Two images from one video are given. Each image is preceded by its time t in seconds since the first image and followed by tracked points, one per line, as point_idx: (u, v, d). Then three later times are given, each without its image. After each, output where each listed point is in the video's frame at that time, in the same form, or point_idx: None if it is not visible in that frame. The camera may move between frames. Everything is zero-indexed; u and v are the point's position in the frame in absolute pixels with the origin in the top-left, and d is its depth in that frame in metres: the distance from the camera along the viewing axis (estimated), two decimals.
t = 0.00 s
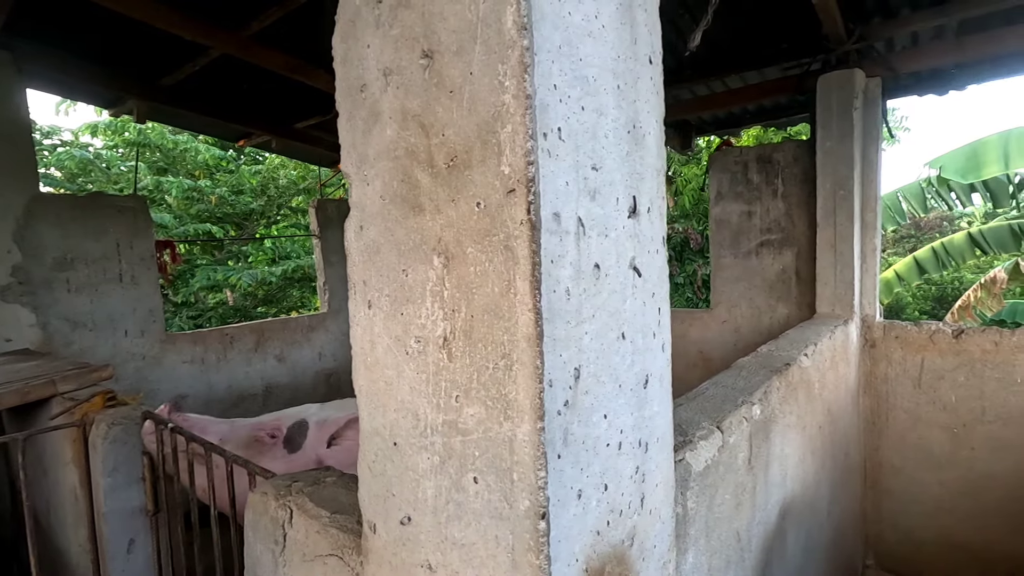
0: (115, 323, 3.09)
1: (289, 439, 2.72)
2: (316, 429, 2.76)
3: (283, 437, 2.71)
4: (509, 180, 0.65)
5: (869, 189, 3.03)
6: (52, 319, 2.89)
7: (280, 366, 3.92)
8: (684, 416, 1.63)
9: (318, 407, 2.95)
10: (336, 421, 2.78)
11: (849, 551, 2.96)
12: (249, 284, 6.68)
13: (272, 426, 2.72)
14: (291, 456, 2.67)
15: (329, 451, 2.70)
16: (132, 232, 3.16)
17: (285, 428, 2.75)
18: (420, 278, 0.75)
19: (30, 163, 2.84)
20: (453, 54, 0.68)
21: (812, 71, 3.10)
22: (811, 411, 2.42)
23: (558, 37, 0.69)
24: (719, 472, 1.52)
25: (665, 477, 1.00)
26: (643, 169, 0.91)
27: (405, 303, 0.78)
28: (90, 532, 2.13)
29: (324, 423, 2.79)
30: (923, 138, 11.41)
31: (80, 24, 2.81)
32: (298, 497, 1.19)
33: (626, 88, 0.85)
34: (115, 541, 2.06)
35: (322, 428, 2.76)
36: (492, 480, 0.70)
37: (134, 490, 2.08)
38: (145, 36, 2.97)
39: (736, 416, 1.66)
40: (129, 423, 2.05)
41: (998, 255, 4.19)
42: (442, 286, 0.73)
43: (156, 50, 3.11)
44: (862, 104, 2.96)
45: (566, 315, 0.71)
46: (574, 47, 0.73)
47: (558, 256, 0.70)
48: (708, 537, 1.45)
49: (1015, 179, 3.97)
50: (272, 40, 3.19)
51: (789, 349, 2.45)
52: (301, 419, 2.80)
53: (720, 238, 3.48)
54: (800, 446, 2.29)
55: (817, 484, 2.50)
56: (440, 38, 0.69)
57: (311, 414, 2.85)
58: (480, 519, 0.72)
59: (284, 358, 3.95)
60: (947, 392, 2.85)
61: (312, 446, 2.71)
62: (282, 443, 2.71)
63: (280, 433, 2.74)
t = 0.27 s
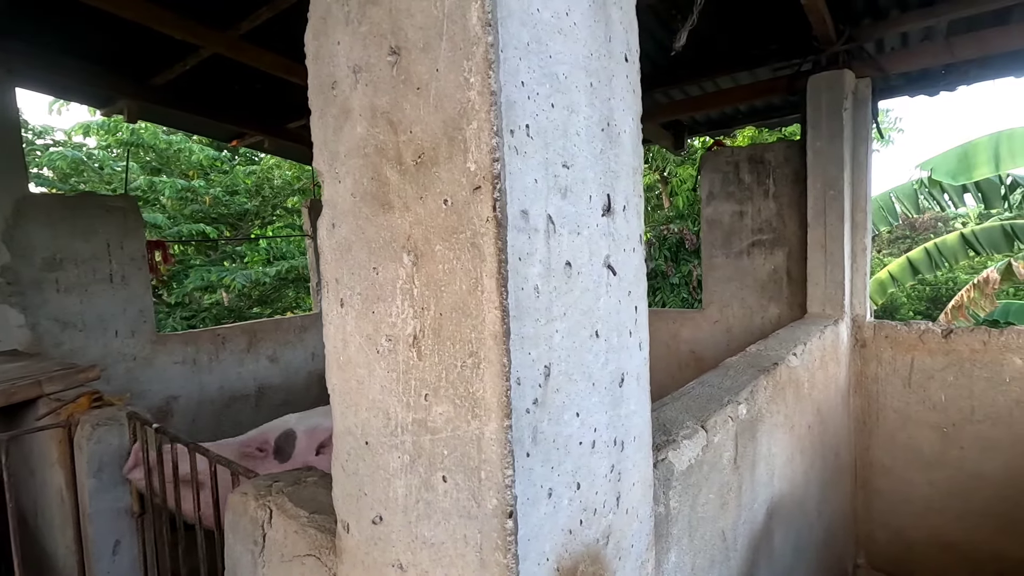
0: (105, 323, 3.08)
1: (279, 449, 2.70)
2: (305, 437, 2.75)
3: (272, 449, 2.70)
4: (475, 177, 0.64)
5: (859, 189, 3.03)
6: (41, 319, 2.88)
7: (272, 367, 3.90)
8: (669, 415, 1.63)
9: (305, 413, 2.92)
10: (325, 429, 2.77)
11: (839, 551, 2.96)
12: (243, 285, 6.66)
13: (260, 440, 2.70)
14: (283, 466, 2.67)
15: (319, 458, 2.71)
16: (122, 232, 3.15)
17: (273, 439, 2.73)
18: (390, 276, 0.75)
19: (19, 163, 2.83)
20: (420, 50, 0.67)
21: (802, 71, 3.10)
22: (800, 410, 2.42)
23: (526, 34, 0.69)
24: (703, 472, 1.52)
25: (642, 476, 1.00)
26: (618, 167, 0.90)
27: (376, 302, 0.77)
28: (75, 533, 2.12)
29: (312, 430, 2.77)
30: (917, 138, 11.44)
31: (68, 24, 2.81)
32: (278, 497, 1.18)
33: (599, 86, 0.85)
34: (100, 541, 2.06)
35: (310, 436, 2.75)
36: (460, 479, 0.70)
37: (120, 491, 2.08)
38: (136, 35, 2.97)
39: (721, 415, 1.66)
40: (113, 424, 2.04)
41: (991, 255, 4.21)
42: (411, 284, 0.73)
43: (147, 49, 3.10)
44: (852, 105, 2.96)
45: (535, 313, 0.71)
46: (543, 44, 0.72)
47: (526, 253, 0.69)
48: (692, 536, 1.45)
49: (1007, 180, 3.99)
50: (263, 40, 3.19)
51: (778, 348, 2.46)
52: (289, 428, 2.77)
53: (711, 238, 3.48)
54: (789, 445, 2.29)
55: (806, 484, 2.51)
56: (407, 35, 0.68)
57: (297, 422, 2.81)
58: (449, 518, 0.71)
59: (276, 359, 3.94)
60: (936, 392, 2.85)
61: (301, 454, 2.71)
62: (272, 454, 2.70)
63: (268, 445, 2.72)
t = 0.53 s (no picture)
0: (100, 324, 3.07)
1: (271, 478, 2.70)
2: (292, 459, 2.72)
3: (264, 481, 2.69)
4: (468, 177, 0.64)
5: (854, 190, 3.04)
6: (36, 320, 2.86)
7: (269, 368, 3.89)
8: (665, 416, 1.63)
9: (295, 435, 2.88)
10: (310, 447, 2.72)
11: (834, 550, 2.97)
12: (239, 286, 6.64)
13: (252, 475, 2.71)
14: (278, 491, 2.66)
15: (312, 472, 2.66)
16: (117, 233, 3.14)
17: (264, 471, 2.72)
18: (383, 277, 0.75)
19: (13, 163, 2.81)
20: (413, 50, 0.67)
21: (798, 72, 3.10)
22: (795, 410, 2.42)
23: (519, 34, 0.69)
24: (699, 472, 1.52)
25: (637, 477, 1.00)
26: (613, 167, 0.90)
27: (369, 302, 0.77)
28: (68, 536, 2.11)
29: (300, 451, 2.73)
30: (912, 139, 11.49)
31: (64, 23, 2.79)
32: (272, 499, 1.17)
33: (593, 87, 0.85)
34: (93, 544, 2.05)
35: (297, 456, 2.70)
36: (454, 480, 0.70)
37: (113, 493, 2.07)
38: (132, 35, 2.96)
39: (716, 415, 1.66)
40: (107, 426, 2.04)
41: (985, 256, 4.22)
42: (405, 285, 0.72)
43: (143, 49, 3.09)
44: (847, 106, 2.97)
45: (529, 313, 0.71)
46: (537, 44, 0.72)
47: (520, 254, 0.69)
48: (688, 536, 1.45)
49: (1000, 181, 4.00)
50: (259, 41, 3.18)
51: (774, 348, 2.46)
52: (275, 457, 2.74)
53: (708, 238, 3.48)
54: (784, 444, 2.30)
55: (802, 483, 2.51)
56: (400, 34, 0.68)
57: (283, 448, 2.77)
58: (442, 519, 0.71)
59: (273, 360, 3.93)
60: (931, 391, 2.86)
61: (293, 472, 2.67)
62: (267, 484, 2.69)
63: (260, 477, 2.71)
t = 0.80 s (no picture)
0: (73, 327, 3.01)
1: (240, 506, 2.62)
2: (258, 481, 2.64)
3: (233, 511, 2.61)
4: (436, 172, 0.63)
5: (832, 190, 3.07)
6: (6, 324, 2.80)
7: (249, 371, 3.84)
8: (644, 414, 1.63)
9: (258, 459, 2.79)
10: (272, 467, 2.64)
11: (814, 546, 2.99)
12: (218, 288, 6.55)
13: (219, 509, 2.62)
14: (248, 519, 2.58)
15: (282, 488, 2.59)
16: (91, 234, 3.08)
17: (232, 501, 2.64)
18: (352, 275, 0.73)
19: None
20: (379, 44, 0.66)
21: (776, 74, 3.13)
22: (774, 407, 2.44)
23: (487, 29, 0.68)
24: (678, 470, 1.52)
25: (613, 475, 0.99)
26: (586, 165, 0.90)
27: (338, 301, 0.76)
28: (38, 544, 2.06)
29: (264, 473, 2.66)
30: (889, 141, 11.65)
31: (34, 20, 2.73)
32: (244, 503, 1.15)
33: (565, 83, 0.84)
34: (64, 552, 2.01)
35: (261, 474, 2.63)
36: (424, 481, 0.69)
37: (85, 500, 2.03)
38: (106, 32, 2.90)
39: (695, 413, 1.66)
40: (78, 431, 2.00)
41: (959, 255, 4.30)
42: (374, 283, 0.71)
43: (118, 47, 3.04)
44: (823, 107, 3.00)
45: (500, 311, 0.70)
46: (506, 39, 0.72)
47: (490, 251, 0.69)
48: (667, 534, 1.46)
49: (973, 182, 4.06)
50: (236, 39, 3.14)
51: (753, 346, 2.48)
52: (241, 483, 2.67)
53: (689, 238, 3.50)
54: (764, 442, 2.31)
55: (781, 480, 2.53)
56: (367, 28, 0.67)
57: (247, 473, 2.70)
58: (412, 520, 0.70)
59: (253, 363, 3.88)
60: (906, 388, 2.89)
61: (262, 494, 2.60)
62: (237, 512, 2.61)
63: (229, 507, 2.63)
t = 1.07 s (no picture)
0: (18, 333, 2.89)
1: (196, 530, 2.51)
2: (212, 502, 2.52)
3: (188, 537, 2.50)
4: (394, 170, 0.63)
5: (788, 191, 3.14)
6: None
7: (208, 376, 3.75)
8: (608, 411, 1.65)
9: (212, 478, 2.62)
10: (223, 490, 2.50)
11: (774, 537, 3.05)
12: (175, 290, 6.38)
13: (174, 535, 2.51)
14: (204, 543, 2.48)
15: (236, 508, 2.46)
16: (36, 235, 2.98)
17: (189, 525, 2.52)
18: (311, 274, 0.72)
19: None
20: (336, 40, 0.65)
21: (735, 77, 3.19)
22: (735, 402, 2.49)
23: (447, 27, 0.68)
24: (641, 465, 1.54)
25: (577, 472, 1.00)
26: (548, 164, 0.90)
27: (296, 301, 0.74)
28: None
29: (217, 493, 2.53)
30: (843, 143, 12.00)
31: None
32: (201, 511, 1.12)
33: (526, 82, 0.84)
34: (8, 568, 1.93)
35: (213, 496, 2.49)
36: (385, 481, 0.68)
37: (31, 514, 1.95)
38: (52, 23, 2.79)
39: (658, 409, 1.68)
40: (22, 441, 1.92)
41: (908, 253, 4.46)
42: (333, 282, 0.70)
43: (65, 38, 2.93)
44: (780, 109, 3.07)
45: (462, 309, 0.70)
46: (466, 37, 0.71)
47: (451, 249, 0.68)
48: (631, 529, 1.47)
49: (920, 184, 4.21)
50: (191, 33, 3.06)
51: (714, 343, 2.52)
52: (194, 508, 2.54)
53: (652, 238, 3.54)
54: (725, 436, 2.35)
55: (742, 474, 2.58)
56: (323, 23, 0.66)
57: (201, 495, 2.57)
58: (374, 522, 0.69)
59: (213, 367, 3.79)
60: (859, 380, 2.98)
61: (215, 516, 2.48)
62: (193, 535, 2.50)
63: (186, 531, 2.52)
